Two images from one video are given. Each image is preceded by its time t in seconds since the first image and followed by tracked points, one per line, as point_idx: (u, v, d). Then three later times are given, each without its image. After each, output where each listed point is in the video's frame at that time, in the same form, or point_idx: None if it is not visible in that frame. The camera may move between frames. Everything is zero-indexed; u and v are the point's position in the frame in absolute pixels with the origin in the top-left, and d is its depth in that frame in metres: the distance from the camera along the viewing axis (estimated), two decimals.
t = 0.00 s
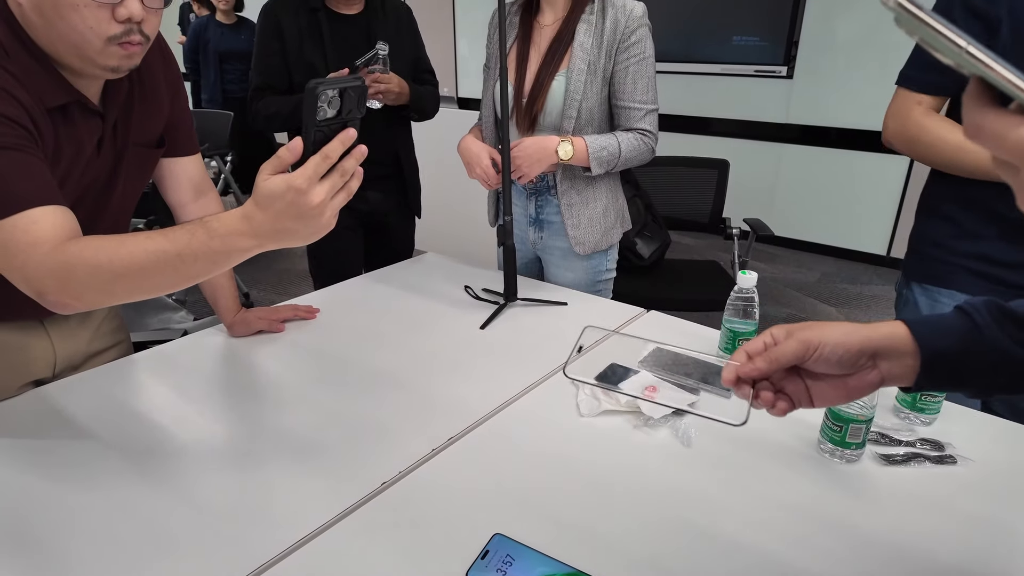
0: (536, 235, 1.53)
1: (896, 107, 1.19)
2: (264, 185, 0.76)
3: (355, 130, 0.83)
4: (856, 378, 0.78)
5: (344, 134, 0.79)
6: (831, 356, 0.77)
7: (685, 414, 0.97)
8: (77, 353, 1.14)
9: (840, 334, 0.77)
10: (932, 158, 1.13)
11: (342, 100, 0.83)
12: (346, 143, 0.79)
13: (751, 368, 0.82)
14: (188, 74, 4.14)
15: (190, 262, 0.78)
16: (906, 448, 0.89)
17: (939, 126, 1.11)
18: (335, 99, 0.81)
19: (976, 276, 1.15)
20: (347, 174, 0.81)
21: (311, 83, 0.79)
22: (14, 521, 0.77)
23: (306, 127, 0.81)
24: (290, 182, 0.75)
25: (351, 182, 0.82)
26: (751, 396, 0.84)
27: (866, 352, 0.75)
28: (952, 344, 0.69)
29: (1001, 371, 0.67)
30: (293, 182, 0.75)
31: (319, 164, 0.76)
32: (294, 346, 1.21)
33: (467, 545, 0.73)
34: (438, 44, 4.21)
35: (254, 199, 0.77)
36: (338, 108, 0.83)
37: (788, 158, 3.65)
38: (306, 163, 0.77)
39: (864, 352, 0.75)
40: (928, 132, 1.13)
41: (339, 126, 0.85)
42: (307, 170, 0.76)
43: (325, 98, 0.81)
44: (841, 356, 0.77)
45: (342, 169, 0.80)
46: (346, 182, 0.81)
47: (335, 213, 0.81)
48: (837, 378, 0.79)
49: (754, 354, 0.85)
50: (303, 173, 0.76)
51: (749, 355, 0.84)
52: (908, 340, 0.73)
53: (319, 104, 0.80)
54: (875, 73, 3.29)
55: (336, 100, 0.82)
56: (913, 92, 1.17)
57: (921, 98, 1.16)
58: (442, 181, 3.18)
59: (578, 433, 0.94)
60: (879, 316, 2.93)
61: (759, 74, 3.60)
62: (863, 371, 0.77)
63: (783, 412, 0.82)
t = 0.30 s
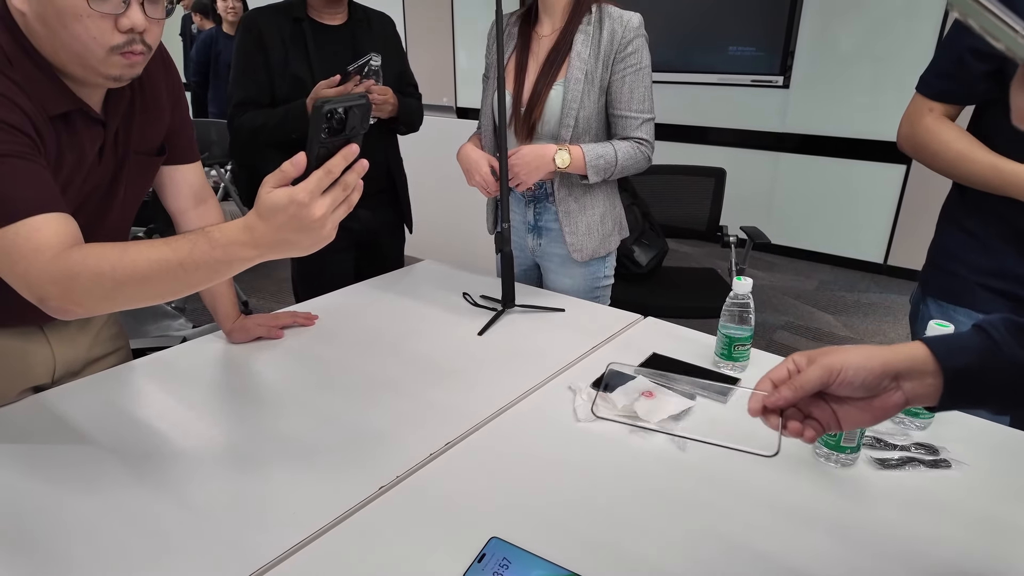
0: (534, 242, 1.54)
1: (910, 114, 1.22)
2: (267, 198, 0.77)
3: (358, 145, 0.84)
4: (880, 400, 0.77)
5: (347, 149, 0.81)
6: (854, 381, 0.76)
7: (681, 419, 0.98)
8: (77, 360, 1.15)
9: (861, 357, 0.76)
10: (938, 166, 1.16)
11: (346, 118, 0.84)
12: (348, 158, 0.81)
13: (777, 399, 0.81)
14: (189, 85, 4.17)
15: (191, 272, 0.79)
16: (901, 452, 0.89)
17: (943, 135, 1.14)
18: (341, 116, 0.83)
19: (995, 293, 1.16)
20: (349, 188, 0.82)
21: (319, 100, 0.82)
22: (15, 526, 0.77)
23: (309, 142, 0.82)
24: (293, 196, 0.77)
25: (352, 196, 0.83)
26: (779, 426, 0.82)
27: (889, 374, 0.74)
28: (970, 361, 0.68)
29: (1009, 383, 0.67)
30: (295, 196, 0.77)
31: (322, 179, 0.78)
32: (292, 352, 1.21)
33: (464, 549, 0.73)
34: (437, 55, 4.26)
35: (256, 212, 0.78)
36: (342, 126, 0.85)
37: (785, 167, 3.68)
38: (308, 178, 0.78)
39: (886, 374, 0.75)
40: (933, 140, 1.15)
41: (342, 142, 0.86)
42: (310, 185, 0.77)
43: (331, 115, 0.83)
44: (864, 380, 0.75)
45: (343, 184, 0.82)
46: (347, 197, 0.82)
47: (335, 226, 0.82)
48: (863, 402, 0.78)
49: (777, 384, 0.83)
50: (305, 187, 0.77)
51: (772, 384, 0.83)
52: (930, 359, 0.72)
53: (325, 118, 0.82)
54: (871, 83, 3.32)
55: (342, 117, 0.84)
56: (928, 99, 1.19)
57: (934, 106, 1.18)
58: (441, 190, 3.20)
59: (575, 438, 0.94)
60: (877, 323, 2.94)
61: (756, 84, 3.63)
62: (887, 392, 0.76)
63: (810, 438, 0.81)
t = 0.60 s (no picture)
0: (530, 247, 1.57)
1: (901, 138, 1.18)
2: (270, 218, 0.78)
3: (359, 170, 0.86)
4: (904, 415, 0.78)
5: (348, 173, 0.83)
6: (874, 394, 0.78)
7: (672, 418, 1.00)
8: (77, 363, 1.16)
9: (883, 371, 0.77)
10: (937, 189, 1.11)
11: (351, 147, 0.86)
12: (350, 181, 0.83)
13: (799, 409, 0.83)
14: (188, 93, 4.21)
15: (193, 284, 0.80)
16: (887, 450, 0.91)
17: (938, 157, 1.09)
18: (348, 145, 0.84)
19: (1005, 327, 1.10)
20: (349, 210, 0.85)
21: (325, 127, 0.83)
22: (18, 525, 0.79)
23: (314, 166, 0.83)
24: (295, 217, 0.78)
25: (351, 217, 0.85)
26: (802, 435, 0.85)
27: (912, 389, 0.76)
28: (1001, 380, 0.68)
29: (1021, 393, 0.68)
30: (297, 217, 0.78)
31: (325, 203, 0.80)
32: (290, 355, 1.23)
33: (458, 545, 0.75)
34: (435, 64, 4.31)
35: (259, 230, 0.79)
36: (348, 151, 0.86)
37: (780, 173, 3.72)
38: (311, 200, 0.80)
39: (909, 389, 0.76)
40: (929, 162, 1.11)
41: (346, 168, 0.87)
42: (312, 207, 0.79)
43: (339, 143, 0.83)
44: (886, 394, 0.77)
45: (344, 206, 0.84)
46: (347, 218, 0.84)
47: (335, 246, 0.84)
48: (886, 416, 0.80)
49: (800, 394, 0.86)
50: (308, 208, 0.79)
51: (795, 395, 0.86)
52: (955, 377, 0.72)
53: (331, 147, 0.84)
54: (863, 90, 3.36)
55: (347, 144, 0.85)
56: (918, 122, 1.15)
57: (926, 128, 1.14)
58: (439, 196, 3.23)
59: (568, 437, 0.96)
60: (871, 328, 2.96)
61: (750, 91, 3.68)
62: (910, 407, 0.77)
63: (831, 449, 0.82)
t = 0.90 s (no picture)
0: (529, 248, 1.59)
1: (894, 142, 1.12)
2: (263, 209, 0.80)
3: (350, 162, 0.88)
4: (917, 420, 0.77)
5: (339, 164, 0.85)
6: (887, 398, 0.77)
7: (660, 412, 1.02)
8: (75, 361, 1.18)
9: (897, 375, 0.76)
10: (932, 197, 1.07)
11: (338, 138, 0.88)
12: (341, 172, 0.85)
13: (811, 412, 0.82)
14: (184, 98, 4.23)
15: (190, 276, 0.82)
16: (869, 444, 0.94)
17: (938, 164, 1.04)
18: (336, 136, 0.88)
19: (997, 345, 1.09)
20: (341, 202, 0.87)
21: (313, 120, 0.87)
22: (19, 517, 0.81)
23: (305, 158, 0.86)
24: (288, 208, 0.80)
25: (343, 208, 0.87)
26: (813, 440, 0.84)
27: (926, 394, 0.74)
28: (1015, 386, 0.69)
29: None
30: (289, 208, 0.80)
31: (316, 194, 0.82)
32: (286, 353, 1.25)
33: (449, 536, 0.77)
34: (432, 68, 4.33)
35: (253, 222, 0.81)
36: (334, 144, 0.89)
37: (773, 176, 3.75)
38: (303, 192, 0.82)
39: (923, 395, 0.75)
40: (927, 169, 1.05)
41: (334, 158, 0.91)
42: (305, 198, 0.81)
43: (326, 134, 0.87)
44: (899, 398, 0.76)
45: (335, 198, 0.86)
46: (338, 210, 0.87)
47: (326, 237, 0.86)
48: (899, 420, 0.79)
49: (810, 398, 0.85)
50: (300, 200, 0.81)
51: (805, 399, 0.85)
52: (972, 382, 0.72)
53: (319, 142, 0.86)
54: (855, 94, 3.40)
55: (334, 135, 0.88)
56: (913, 127, 1.09)
57: (922, 133, 1.08)
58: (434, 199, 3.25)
59: (558, 432, 0.98)
60: (863, 329, 2.99)
61: (743, 96, 3.71)
62: (924, 412, 0.76)
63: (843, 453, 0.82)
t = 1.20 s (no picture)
0: (536, 247, 1.61)
1: (927, 139, 1.04)
2: (259, 204, 0.82)
3: (344, 157, 0.90)
4: (927, 421, 0.75)
5: (334, 161, 0.87)
6: (898, 399, 0.74)
7: (649, 406, 1.04)
8: (74, 358, 1.19)
9: (908, 376, 0.73)
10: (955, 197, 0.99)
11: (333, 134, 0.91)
12: (335, 168, 0.87)
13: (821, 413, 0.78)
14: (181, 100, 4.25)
15: (187, 270, 0.84)
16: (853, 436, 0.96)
17: (962, 161, 0.96)
18: (330, 132, 0.90)
19: (1003, 352, 1.01)
20: (336, 197, 0.89)
21: (310, 117, 0.89)
22: (21, 508, 0.82)
23: (299, 154, 0.88)
24: (283, 204, 0.82)
25: (337, 204, 0.89)
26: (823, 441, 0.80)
27: (937, 395, 0.72)
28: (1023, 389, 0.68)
29: None
30: (285, 203, 0.82)
31: (310, 189, 0.84)
32: (282, 350, 1.27)
33: (442, 524, 0.79)
34: (428, 70, 4.37)
35: (249, 216, 0.83)
36: (328, 141, 0.91)
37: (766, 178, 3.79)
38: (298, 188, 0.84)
39: (934, 396, 0.72)
40: (950, 166, 0.98)
41: (330, 155, 0.93)
42: (300, 193, 0.83)
43: (321, 130, 0.89)
44: (910, 400, 0.73)
45: (329, 193, 0.88)
46: (333, 205, 0.88)
47: (321, 231, 0.88)
48: (909, 421, 0.76)
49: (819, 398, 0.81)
50: (295, 195, 0.83)
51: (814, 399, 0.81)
52: (984, 385, 0.70)
53: (313, 141, 0.89)
54: (847, 96, 3.43)
55: (329, 132, 0.91)
56: (950, 124, 1.01)
57: (956, 129, 1.00)
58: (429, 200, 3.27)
59: (550, 424, 1.00)
60: (855, 328, 3.02)
61: (737, 98, 3.75)
62: (934, 414, 0.74)
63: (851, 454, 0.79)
